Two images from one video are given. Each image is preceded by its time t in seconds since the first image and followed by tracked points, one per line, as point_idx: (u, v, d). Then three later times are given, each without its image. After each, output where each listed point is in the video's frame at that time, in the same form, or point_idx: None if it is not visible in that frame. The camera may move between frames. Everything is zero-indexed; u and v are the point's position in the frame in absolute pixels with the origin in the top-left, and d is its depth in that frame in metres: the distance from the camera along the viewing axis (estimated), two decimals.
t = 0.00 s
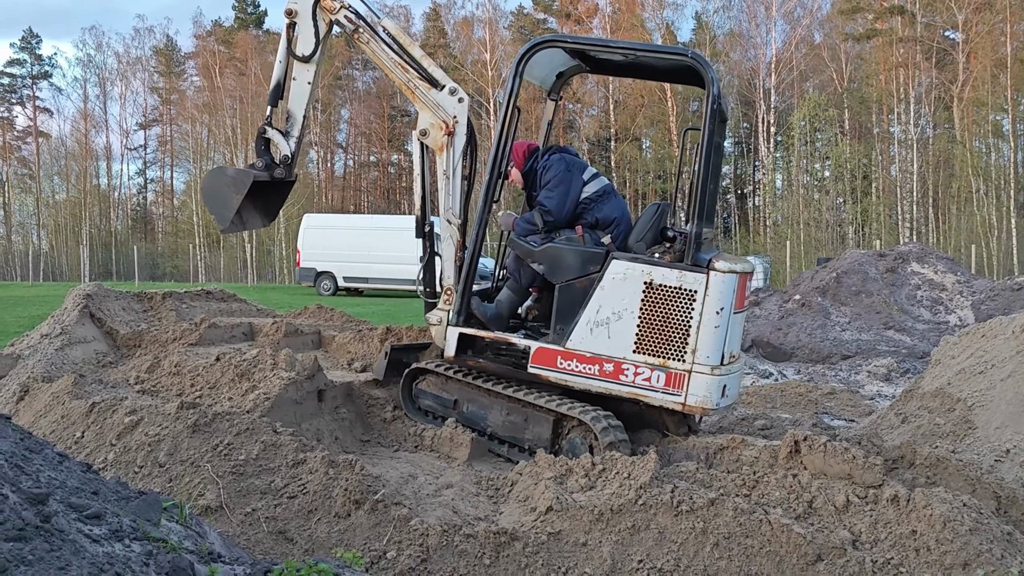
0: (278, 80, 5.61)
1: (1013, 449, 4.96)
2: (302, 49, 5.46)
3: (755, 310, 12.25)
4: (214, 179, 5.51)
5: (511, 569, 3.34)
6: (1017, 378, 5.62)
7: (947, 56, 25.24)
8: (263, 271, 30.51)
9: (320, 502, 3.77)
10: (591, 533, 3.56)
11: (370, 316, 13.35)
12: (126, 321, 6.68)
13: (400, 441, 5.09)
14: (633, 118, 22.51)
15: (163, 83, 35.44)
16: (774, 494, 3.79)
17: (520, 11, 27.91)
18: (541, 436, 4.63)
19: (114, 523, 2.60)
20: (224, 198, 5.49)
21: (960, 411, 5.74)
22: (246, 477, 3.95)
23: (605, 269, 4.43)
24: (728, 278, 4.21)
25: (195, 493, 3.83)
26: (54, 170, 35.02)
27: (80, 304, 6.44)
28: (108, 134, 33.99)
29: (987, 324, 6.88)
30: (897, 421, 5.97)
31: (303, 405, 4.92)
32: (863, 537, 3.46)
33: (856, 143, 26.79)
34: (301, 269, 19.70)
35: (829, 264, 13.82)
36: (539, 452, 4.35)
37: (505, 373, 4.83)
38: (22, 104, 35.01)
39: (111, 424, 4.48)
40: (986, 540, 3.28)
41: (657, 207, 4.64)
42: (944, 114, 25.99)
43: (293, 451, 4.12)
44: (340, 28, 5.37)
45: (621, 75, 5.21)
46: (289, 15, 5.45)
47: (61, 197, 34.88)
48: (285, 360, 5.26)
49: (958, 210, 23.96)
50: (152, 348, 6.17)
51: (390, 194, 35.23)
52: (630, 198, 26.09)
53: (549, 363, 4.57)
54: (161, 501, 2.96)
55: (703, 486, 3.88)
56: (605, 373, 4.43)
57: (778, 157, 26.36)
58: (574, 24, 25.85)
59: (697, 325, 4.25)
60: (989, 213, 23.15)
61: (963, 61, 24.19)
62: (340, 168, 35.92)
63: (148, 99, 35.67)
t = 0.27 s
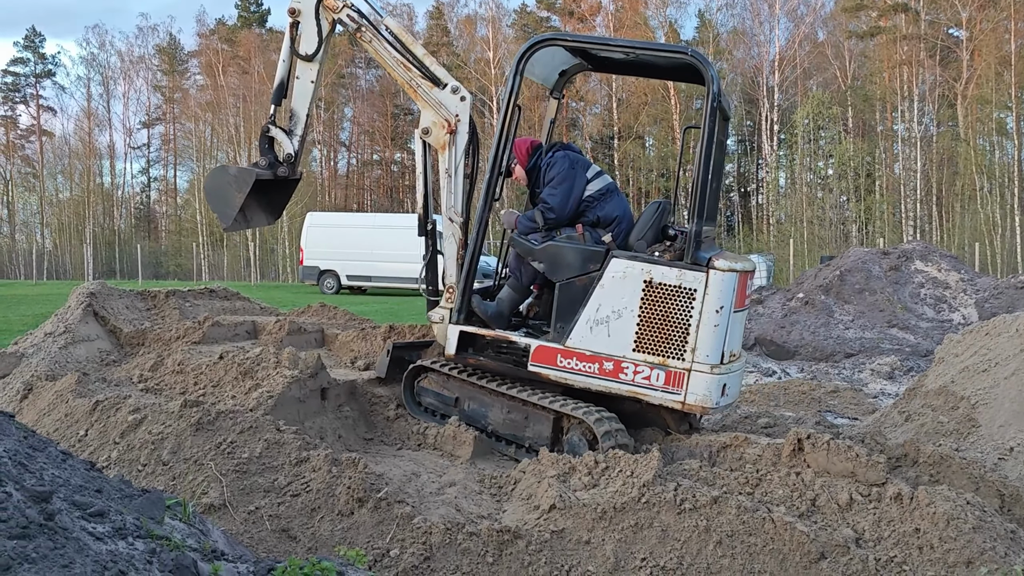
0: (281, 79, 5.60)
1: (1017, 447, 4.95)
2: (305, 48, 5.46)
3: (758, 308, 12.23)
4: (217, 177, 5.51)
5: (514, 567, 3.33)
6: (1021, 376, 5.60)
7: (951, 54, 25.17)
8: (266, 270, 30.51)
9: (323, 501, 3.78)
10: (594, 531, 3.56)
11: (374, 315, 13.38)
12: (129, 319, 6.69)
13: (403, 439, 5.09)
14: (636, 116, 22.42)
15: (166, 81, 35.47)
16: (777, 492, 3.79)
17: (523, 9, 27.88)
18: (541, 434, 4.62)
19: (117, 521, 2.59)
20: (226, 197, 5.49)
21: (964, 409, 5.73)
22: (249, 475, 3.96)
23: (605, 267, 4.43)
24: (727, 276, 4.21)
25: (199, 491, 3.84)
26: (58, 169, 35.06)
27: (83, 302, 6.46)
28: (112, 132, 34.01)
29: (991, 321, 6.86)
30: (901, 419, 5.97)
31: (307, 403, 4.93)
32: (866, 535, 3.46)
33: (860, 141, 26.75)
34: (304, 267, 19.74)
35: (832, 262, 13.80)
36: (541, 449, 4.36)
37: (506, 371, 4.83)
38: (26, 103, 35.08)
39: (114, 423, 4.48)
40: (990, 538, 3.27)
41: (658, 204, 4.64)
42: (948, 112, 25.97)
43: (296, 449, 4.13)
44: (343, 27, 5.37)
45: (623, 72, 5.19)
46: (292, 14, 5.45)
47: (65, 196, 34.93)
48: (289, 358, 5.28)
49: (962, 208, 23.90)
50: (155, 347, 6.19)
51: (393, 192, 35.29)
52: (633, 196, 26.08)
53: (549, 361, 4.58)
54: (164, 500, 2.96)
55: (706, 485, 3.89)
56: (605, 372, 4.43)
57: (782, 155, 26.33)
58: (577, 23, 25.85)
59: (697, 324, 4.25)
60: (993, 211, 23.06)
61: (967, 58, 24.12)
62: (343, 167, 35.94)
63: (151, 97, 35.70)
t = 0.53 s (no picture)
0: (282, 78, 5.60)
1: (1019, 445, 4.94)
2: (306, 47, 5.46)
3: (760, 306, 12.22)
4: (218, 176, 5.50)
5: (515, 566, 3.34)
6: None
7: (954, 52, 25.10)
8: (268, 269, 30.52)
9: (325, 499, 3.78)
10: (596, 530, 3.56)
11: (375, 313, 13.37)
12: (131, 318, 6.69)
13: (405, 437, 5.10)
14: (637, 114, 22.34)
15: (168, 80, 35.50)
16: (779, 491, 3.79)
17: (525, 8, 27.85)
18: (543, 433, 4.62)
19: (119, 520, 2.60)
20: (227, 195, 5.48)
21: (966, 407, 5.71)
22: (251, 474, 3.96)
23: (606, 266, 4.43)
24: (730, 275, 4.21)
25: (200, 490, 3.84)
26: (60, 168, 35.08)
27: (85, 301, 6.46)
28: (114, 131, 34.01)
29: (994, 320, 6.85)
30: (903, 418, 5.97)
31: (308, 402, 4.94)
32: (867, 534, 3.46)
33: (861, 139, 26.72)
34: (306, 266, 19.77)
35: (834, 260, 13.79)
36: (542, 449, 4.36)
37: (507, 370, 4.83)
38: (27, 102, 35.11)
39: (116, 421, 4.49)
40: (991, 537, 3.27)
41: (661, 204, 4.64)
42: (950, 111, 25.90)
43: (297, 448, 4.13)
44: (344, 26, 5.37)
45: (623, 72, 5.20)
46: (293, 13, 5.44)
47: (67, 194, 34.97)
48: (290, 357, 5.29)
49: (964, 206, 23.84)
50: (157, 346, 6.19)
51: (395, 191, 35.32)
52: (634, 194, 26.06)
53: (551, 360, 4.58)
54: (166, 498, 2.96)
55: (708, 483, 3.89)
56: (607, 371, 4.43)
57: (783, 153, 26.30)
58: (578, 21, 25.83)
59: (699, 323, 4.24)
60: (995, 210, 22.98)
61: (970, 57, 24.05)
62: (345, 165, 35.95)
63: (153, 96, 35.74)
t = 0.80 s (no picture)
0: (282, 77, 5.60)
1: (1020, 444, 4.94)
2: (306, 45, 5.46)
3: (760, 306, 12.21)
4: (218, 175, 5.49)
5: (515, 565, 3.34)
6: None
7: (955, 51, 25.05)
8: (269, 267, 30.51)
9: (326, 498, 3.78)
10: (597, 528, 3.56)
11: (375, 312, 13.36)
12: (132, 316, 6.70)
13: (405, 436, 5.10)
14: (638, 113, 22.27)
15: (169, 79, 35.53)
16: (780, 490, 3.79)
17: (526, 7, 27.84)
18: (544, 432, 4.62)
19: (120, 518, 2.60)
20: (227, 194, 5.48)
21: (966, 406, 5.71)
22: (251, 473, 3.97)
23: (608, 265, 4.43)
24: (732, 275, 4.21)
25: (201, 489, 3.85)
26: (61, 167, 35.10)
27: (86, 300, 6.47)
28: (115, 130, 33.98)
29: (995, 319, 6.84)
30: (903, 417, 5.97)
31: (309, 401, 4.94)
32: (868, 533, 3.45)
33: (862, 138, 26.70)
34: (307, 265, 19.78)
35: (835, 260, 13.78)
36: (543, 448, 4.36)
37: (509, 369, 4.83)
38: (29, 101, 35.17)
39: (116, 420, 4.50)
40: (992, 537, 3.27)
41: (663, 203, 4.63)
42: (951, 109, 25.86)
43: (298, 446, 4.13)
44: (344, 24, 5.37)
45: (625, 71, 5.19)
46: (293, 11, 5.44)
47: (67, 193, 35.00)
48: (291, 356, 5.29)
49: (965, 206, 23.79)
50: (158, 344, 6.20)
51: (395, 190, 35.34)
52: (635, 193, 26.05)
53: (553, 359, 4.58)
54: (166, 496, 2.96)
55: (708, 482, 3.89)
56: (608, 370, 4.43)
57: (784, 152, 26.29)
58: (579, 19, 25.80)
59: (701, 322, 4.24)
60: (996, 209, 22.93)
61: (970, 55, 24.02)
62: (346, 164, 35.96)
63: (154, 95, 35.78)
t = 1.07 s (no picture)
0: (282, 76, 5.60)
1: (1020, 444, 4.94)
2: (307, 44, 5.46)
3: (761, 305, 12.21)
4: (218, 174, 5.48)
5: (515, 564, 3.34)
6: None
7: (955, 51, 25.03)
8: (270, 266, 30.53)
9: (326, 497, 3.78)
10: (597, 528, 3.56)
11: (375, 311, 13.36)
12: (132, 315, 6.70)
13: (406, 435, 5.11)
14: (639, 113, 22.24)
15: (170, 78, 35.53)
16: (780, 489, 3.79)
17: (527, 6, 27.82)
18: (544, 432, 4.62)
19: (120, 517, 2.60)
20: (227, 193, 5.47)
21: (967, 406, 5.71)
22: (252, 472, 3.97)
23: (609, 265, 4.43)
24: (733, 273, 4.21)
25: (201, 487, 3.85)
26: (62, 165, 35.13)
27: (86, 298, 6.47)
28: (116, 129, 33.99)
29: (996, 318, 6.84)
30: (904, 417, 5.97)
31: (309, 400, 4.95)
32: (868, 533, 3.45)
33: (863, 138, 26.71)
34: (308, 264, 19.79)
35: (836, 259, 13.78)
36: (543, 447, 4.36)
37: (509, 368, 4.84)
38: (29, 99, 35.17)
39: (117, 418, 4.50)
40: (992, 536, 3.27)
41: (664, 202, 4.63)
42: (951, 109, 25.85)
43: (298, 445, 4.13)
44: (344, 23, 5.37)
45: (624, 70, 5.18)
46: (294, 10, 5.44)
47: (68, 191, 35.01)
48: (291, 355, 5.29)
49: (966, 205, 23.77)
50: (158, 343, 6.21)
51: (396, 189, 35.37)
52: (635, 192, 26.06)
53: (553, 358, 4.58)
54: (167, 496, 2.96)
55: (708, 482, 3.90)
56: (609, 369, 4.43)
57: (785, 152, 26.33)
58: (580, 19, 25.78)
59: (701, 322, 4.24)
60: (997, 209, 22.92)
61: (972, 55, 24.01)
62: (346, 163, 35.98)
63: (155, 94, 35.79)
